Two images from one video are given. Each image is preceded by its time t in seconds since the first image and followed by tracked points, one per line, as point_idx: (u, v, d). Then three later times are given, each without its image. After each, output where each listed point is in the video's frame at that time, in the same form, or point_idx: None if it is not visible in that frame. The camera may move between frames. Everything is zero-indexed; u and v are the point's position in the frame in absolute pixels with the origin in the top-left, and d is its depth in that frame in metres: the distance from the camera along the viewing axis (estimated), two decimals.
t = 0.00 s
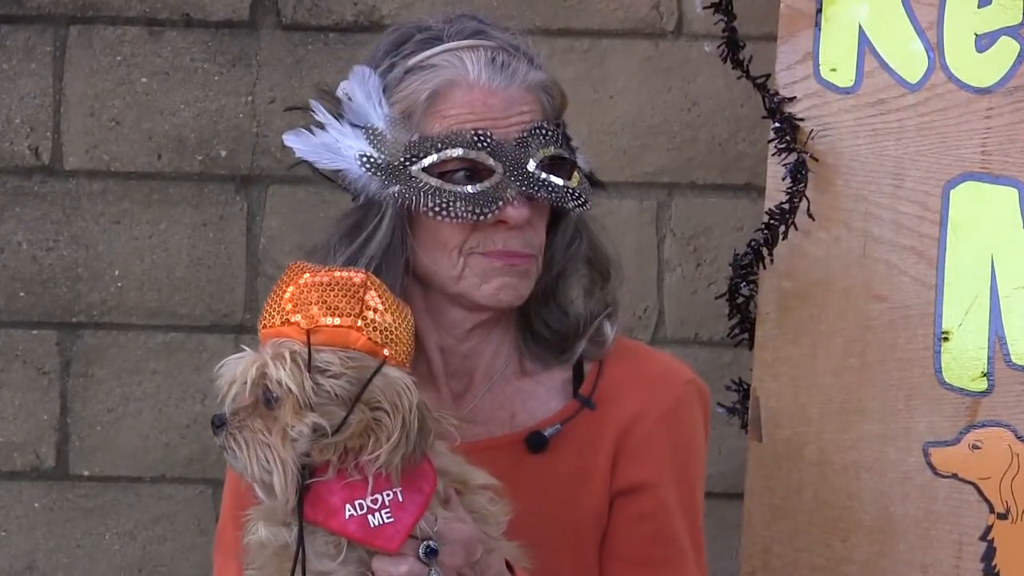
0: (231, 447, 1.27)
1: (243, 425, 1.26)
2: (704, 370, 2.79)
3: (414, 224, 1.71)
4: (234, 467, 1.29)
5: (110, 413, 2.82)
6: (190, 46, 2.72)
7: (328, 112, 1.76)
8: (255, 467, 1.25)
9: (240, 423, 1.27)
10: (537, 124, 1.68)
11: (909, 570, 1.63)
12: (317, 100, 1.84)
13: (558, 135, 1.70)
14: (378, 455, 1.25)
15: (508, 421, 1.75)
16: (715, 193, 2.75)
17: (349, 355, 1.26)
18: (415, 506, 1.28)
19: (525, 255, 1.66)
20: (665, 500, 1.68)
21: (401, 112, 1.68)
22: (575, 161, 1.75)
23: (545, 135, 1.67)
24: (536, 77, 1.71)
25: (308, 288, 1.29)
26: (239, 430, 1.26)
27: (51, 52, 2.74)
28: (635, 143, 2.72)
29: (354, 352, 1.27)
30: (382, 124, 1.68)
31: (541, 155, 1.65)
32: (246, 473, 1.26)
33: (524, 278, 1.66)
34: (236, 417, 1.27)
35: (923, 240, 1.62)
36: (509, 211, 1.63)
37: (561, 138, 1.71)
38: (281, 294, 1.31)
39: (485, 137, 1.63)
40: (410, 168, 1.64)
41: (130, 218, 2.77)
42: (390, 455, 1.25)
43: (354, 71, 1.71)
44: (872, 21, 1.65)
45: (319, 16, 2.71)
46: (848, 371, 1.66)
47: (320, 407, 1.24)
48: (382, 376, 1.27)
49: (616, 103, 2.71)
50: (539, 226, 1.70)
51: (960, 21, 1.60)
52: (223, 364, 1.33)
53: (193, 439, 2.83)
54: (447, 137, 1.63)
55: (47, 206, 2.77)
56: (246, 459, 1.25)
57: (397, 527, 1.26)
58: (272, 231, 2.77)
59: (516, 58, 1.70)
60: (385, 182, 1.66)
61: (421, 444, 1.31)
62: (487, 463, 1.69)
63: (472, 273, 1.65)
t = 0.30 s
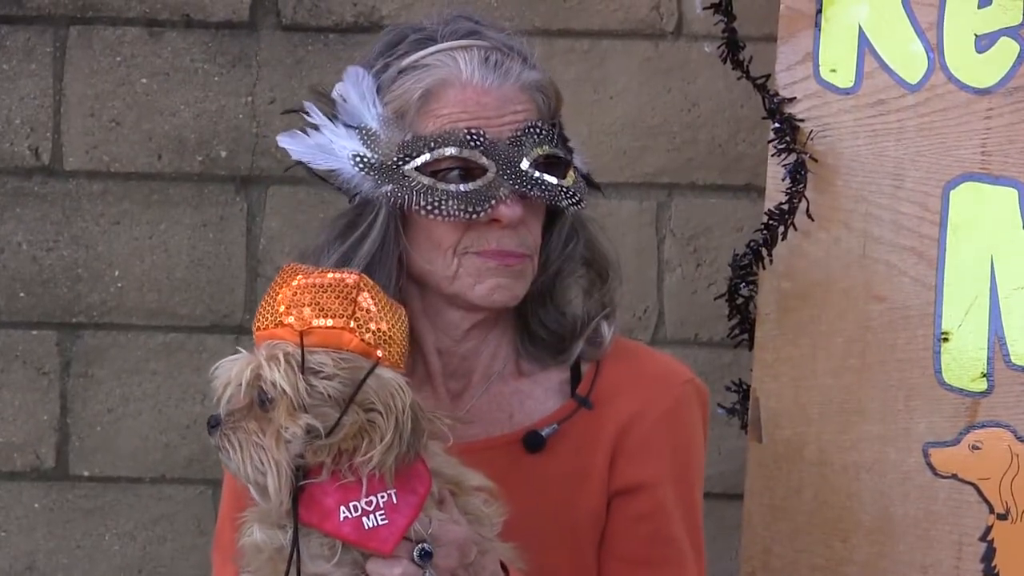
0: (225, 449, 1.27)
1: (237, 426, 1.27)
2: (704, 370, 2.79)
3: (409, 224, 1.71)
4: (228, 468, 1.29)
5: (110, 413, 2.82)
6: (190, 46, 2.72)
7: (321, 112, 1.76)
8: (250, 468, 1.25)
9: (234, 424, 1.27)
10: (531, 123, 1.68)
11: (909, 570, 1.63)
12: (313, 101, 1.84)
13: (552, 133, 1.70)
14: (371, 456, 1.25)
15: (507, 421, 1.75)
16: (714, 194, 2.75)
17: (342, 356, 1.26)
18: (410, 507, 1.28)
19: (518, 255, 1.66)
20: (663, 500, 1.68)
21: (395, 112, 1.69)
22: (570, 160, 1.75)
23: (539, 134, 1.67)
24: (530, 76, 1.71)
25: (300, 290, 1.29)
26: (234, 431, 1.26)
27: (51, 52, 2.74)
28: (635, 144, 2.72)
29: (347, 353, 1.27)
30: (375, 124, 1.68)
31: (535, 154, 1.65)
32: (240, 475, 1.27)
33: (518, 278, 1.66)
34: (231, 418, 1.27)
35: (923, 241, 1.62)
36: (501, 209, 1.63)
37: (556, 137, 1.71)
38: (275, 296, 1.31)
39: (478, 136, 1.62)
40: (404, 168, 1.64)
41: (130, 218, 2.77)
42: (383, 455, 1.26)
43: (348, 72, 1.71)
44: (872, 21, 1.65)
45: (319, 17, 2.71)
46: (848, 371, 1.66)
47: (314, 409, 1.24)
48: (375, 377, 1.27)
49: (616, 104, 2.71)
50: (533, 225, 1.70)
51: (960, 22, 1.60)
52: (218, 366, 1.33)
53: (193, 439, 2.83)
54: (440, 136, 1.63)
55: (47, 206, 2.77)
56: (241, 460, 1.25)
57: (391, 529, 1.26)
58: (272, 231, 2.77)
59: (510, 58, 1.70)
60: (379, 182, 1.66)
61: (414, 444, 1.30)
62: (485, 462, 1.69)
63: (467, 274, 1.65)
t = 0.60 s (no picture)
0: (231, 444, 1.26)
1: (245, 422, 1.25)
2: (704, 370, 2.79)
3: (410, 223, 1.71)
4: (232, 464, 1.28)
5: (110, 413, 2.82)
6: (190, 46, 2.72)
7: (322, 112, 1.76)
8: (255, 464, 1.24)
9: (242, 419, 1.26)
10: (532, 123, 1.68)
11: (909, 570, 1.64)
12: (313, 101, 1.84)
13: (553, 133, 1.70)
14: (377, 458, 1.25)
15: (508, 421, 1.75)
16: (714, 194, 2.75)
17: (350, 356, 1.26)
18: (413, 508, 1.28)
19: (519, 255, 1.66)
20: (663, 500, 1.68)
21: (395, 112, 1.69)
22: (571, 159, 1.75)
23: (540, 133, 1.67)
24: (531, 76, 1.71)
25: (309, 288, 1.29)
26: (240, 427, 1.25)
27: (51, 52, 2.74)
28: (635, 143, 2.72)
29: (356, 353, 1.27)
30: (376, 124, 1.68)
31: (536, 154, 1.65)
32: (245, 471, 1.26)
33: (519, 277, 1.66)
34: (237, 413, 1.26)
35: (923, 240, 1.62)
36: (502, 209, 1.63)
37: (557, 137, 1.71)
38: (285, 294, 1.32)
39: (479, 136, 1.63)
40: (405, 168, 1.64)
41: (130, 218, 2.77)
42: (388, 457, 1.25)
43: (348, 72, 1.71)
44: (872, 21, 1.65)
45: (319, 17, 2.71)
46: (848, 371, 1.66)
47: (322, 408, 1.23)
48: (382, 378, 1.26)
49: (616, 103, 2.71)
50: (534, 225, 1.70)
51: (960, 22, 1.60)
52: (227, 359, 1.32)
53: (193, 439, 2.83)
54: (441, 136, 1.63)
55: (47, 206, 2.77)
56: (246, 456, 1.24)
57: (394, 529, 1.27)
58: (272, 231, 2.77)
59: (510, 57, 1.70)
60: (379, 182, 1.67)
61: (420, 446, 1.31)
62: (486, 462, 1.69)
63: (467, 273, 1.65)
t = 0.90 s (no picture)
0: (233, 445, 1.26)
1: (247, 424, 1.25)
2: (705, 370, 2.80)
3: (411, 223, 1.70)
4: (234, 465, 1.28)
5: (111, 413, 2.82)
6: (189, 46, 2.72)
7: (323, 110, 1.75)
8: (257, 466, 1.24)
9: (244, 421, 1.26)
10: (532, 123, 1.68)
11: (909, 570, 1.64)
12: (315, 98, 1.84)
13: (554, 132, 1.69)
14: (380, 462, 1.24)
15: (511, 422, 1.74)
16: (714, 194, 2.75)
17: (354, 359, 1.26)
18: (416, 512, 1.28)
19: (519, 255, 1.66)
20: (666, 501, 1.68)
21: (396, 111, 1.68)
22: (571, 159, 1.75)
23: (541, 133, 1.67)
24: (532, 76, 1.71)
25: (312, 290, 1.29)
26: (242, 428, 1.25)
27: (51, 52, 2.74)
28: (635, 143, 2.72)
29: (359, 356, 1.27)
30: (376, 123, 1.68)
31: (536, 154, 1.65)
32: (248, 473, 1.26)
33: (517, 277, 1.66)
34: (240, 415, 1.26)
35: (923, 240, 1.63)
36: (501, 209, 1.63)
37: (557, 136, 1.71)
38: (289, 295, 1.32)
39: (479, 135, 1.62)
40: (405, 167, 1.64)
41: (131, 218, 2.77)
42: (391, 461, 1.25)
43: (349, 71, 1.71)
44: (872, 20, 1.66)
45: (319, 16, 2.71)
46: (848, 371, 1.66)
47: (325, 411, 1.24)
48: (386, 382, 1.26)
49: (616, 103, 2.71)
50: (533, 224, 1.70)
51: (960, 21, 1.61)
52: (229, 362, 1.32)
53: (194, 439, 2.83)
54: (441, 136, 1.62)
55: (47, 206, 2.77)
56: (249, 458, 1.24)
57: (397, 532, 1.26)
58: (272, 231, 2.77)
59: (510, 57, 1.70)
60: (378, 181, 1.66)
61: (423, 450, 1.30)
62: (489, 463, 1.68)
63: (467, 273, 1.66)
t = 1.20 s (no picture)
0: (246, 445, 1.23)
1: (263, 423, 1.22)
2: (706, 369, 2.79)
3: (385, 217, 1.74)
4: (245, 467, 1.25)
5: (112, 412, 2.82)
6: (191, 45, 2.72)
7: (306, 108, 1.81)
8: (276, 465, 1.21)
9: (259, 420, 1.23)
10: (491, 114, 1.67)
11: (911, 569, 1.64)
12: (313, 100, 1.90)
13: (516, 124, 1.67)
14: (399, 460, 1.26)
15: (514, 421, 1.75)
16: (716, 193, 2.75)
17: (372, 358, 1.26)
18: (427, 511, 1.29)
19: (473, 246, 1.64)
20: (669, 501, 1.68)
21: (367, 107, 1.73)
22: (543, 153, 1.71)
23: (497, 124, 1.65)
24: (500, 67, 1.70)
25: (328, 288, 1.28)
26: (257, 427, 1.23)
27: (52, 51, 2.74)
28: (636, 142, 2.72)
29: (377, 355, 1.27)
30: (348, 118, 1.72)
31: (489, 145, 1.64)
32: (263, 473, 1.22)
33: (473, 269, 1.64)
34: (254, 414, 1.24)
35: (925, 239, 1.64)
36: (444, 198, 1.61)
37: (523, 129, 1.68)
38: (303, 293, 1.30)
39: (429, 126, 1.63)
40: (363, 160, 1.67)
41: (132, 217, 2.77)
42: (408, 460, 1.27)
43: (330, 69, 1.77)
44: (873, 19, 1.67)
45: (321, 15, 2.71)
46: (849, 370, 1.67)
47: (347, 409, 1.25)
48: (405, 382, 1.28)
49: (618, 102, 2.71)
50: (495, 214, 1.67)
51: (961, 21, 1.63)
52: (240, 363, 1.29)
53: (195, 438, 2.83)
54: (395, 128, 1.65)
55: (48, 205, 2.77)
56: (267, 456, 1.21)
57: (409, 532, 1.27)
58: (274, 230, 2.77)
59: (478, 49, 1.70)
60: (336, 173, 1.68)
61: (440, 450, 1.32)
62: (491, 464, 1.68)
63: (426, 264, 1.65)
